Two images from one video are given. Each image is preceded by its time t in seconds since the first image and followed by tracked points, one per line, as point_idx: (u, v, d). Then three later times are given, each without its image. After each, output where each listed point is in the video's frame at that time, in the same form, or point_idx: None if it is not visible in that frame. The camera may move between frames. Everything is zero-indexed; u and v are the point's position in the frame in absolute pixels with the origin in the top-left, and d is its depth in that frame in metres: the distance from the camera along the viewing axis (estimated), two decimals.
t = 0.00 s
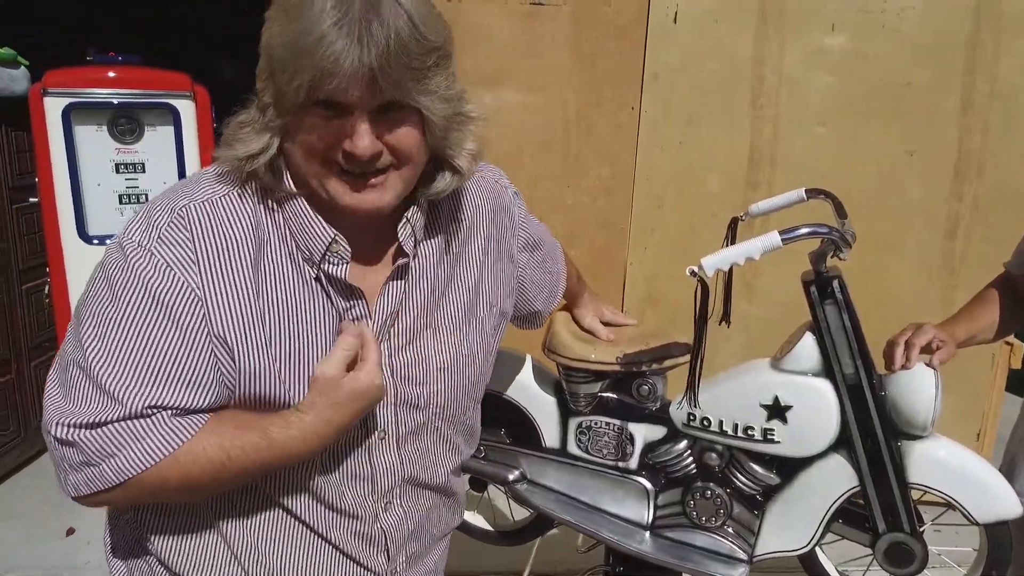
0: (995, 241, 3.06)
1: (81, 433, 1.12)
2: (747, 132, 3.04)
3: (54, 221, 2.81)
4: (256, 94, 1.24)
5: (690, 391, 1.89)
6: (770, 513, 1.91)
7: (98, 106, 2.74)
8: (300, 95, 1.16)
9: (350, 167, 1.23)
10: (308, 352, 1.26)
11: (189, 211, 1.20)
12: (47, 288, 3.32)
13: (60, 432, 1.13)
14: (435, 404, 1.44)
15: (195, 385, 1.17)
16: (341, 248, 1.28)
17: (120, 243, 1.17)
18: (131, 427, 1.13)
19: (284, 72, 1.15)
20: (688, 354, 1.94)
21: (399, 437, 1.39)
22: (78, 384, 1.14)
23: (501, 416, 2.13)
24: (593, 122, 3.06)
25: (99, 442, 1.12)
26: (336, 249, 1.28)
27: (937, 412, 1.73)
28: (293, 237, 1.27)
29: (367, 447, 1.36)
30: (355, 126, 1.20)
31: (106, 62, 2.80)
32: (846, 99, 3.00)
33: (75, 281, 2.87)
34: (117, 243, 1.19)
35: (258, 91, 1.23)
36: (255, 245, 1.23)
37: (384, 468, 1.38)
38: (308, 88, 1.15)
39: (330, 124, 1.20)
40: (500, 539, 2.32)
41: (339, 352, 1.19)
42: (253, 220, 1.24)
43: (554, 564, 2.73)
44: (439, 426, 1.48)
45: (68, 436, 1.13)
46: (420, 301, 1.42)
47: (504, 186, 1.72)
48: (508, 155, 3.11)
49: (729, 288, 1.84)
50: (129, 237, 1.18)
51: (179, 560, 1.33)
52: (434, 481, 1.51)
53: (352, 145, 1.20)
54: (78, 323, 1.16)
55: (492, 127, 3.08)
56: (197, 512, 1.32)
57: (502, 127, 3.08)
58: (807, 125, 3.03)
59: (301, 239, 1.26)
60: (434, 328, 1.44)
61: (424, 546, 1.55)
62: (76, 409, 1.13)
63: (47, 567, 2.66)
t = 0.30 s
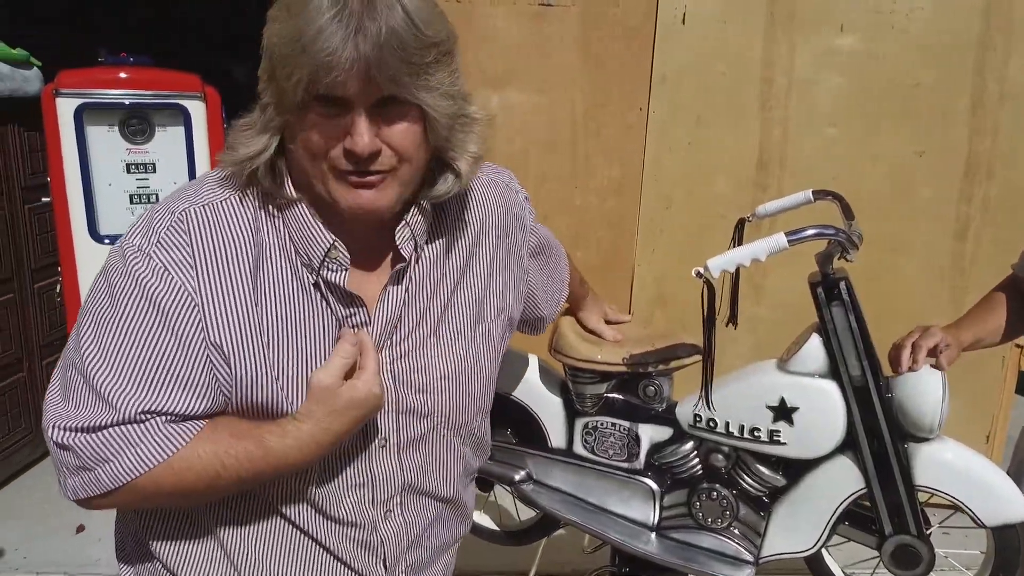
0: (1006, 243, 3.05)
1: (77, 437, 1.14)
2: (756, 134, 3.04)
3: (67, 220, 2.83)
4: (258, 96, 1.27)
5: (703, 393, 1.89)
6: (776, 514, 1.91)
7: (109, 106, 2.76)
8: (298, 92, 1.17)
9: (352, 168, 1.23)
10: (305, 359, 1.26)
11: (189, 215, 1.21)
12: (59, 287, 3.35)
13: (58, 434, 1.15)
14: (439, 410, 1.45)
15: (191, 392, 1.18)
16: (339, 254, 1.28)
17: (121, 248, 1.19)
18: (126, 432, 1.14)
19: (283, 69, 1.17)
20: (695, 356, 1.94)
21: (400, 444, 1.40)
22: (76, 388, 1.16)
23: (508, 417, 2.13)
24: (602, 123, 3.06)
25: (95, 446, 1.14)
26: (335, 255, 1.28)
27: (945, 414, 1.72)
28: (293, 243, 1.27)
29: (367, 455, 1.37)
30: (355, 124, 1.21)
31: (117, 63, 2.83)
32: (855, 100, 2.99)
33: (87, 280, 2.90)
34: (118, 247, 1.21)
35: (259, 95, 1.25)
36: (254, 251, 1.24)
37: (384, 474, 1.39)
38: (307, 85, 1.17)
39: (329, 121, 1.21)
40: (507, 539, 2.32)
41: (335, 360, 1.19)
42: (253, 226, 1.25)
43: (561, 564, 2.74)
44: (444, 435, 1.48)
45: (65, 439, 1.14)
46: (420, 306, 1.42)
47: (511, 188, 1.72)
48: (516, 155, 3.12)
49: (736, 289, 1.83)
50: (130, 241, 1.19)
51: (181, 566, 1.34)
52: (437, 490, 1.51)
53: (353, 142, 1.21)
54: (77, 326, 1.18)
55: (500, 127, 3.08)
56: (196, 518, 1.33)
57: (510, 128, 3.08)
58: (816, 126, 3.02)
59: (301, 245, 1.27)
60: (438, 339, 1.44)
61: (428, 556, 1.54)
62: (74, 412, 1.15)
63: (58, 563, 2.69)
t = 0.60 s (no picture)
0: (1014, 244, 3.03)
1: (104, 453, 1.15)
2: (763, 135, 3.04)
3: (77, 221, 2.86)
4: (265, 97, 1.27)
5: (701, 394, 1.89)
6: (780, 516, 1.91)
7: (119, 108, 2.78)
8: (312, 92, 1.18)
9: (367, 168, 1.25)
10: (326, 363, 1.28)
11: (201, 223, 1.22)
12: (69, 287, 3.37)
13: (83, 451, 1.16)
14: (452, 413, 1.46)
15: (216, 399, 1.19)
16: (354, 257, 1.31)
17: (135, 259, 1.20)
18: (153, 445, 1.15)
19: (295, 69, 1.17)
20: (699, 358, 1.95)
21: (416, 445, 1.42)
22: (98, 403, 1.16)
23: (513, 418, 2.14)
24: (608, 124, 3.06)
25: (125, 461, 1.15)
26: (348, 258, 1.30)
27: (953, 413, 1.72)
28: (307, 247, 1.29)
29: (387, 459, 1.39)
30: (370, 124, 1.22)
31: (127, 65, 2.84)
32: (863, 100, 2.98)
33: (97, 280, 2.92)
34: (131, 258, 1.21)
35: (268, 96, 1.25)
36: (267, 255, 1.25)
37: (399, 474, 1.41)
38: (320, 85, 1.17)
39: (343, 123, 1.22)
40: (513, 539, 2.33)
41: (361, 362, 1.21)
42: (265, 229, 1.27)
43: (565, 565, 2.74)
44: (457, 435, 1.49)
45: (91, 457, 1.15)
46: (434, 308, 1.43)
47: (515, 190, 1.73)
48: (522, 156, 3.12)
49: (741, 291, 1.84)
50: (143, 253, 1.20)
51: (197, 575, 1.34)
52: (449, 492, 1.51)
53: (367, 143, 1.22)
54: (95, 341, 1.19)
55: (508, 128, 3.09)
56: (208, 532, 1.32)
57: (518, 129, 3.09)
58: (823, 127, 3.01)
59: (315, 249, 1.29)
60: (449, 340, 1.45)
61: (436, 558, 1.54)
62: (99, 428, 1.15)
63: (66, 561, 2.71)
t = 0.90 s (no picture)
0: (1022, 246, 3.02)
1: (185, 434, 1.13)
2: (769, 136, 3.03)
3: (86, 222, 2.88)
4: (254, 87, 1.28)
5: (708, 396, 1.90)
6: (786, 519, 1.91)
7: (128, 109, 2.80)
8: (299, 88, 1.18)
9: (355, 163, 1.26)
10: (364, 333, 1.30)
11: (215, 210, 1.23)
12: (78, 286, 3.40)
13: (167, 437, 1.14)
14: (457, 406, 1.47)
15: (272, 372, 1.20)
16: (359, 237, 1.31)
17: (163, 247, 1.19)
18: (231, 421, 1.14)
19: (282, 64, 1.17)
20: (704, 360, 1.95)
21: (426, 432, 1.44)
22: (162, 387, 1.14)
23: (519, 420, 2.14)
24: (614, 124, 3.06)
25: (213, 441, 1.13)
26: (356, 239, 1.31)
27: (958, 417, 1.72)
28: (312, 232, 1.30)
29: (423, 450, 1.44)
30: (359, 121, 1.22)
31: (135, 66, 2.86)
32: (870, 101, 2.97)
33: (104, 279, 2.94)
34: (154, 247, 1.21)
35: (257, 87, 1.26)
36: (284, 237, 1.26)
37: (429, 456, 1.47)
38: (306, 81, 1.17)
39: (330, 121, 1.22)
40: (518, 540, 2.33)
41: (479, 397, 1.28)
42: (275, 214, 1.28)
43: (571, 566, 2.74)
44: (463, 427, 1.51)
45: (179, 437, 1.13)
46: (438, 296, 1.45)
47: (521, 194, 1.73)
48: (529, 157, 3.13)
49: (746, 292, 1.83)
50: (168, 240, 1.20)
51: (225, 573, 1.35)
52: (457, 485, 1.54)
53: (356, 139, 1.22)
54: (145, 328, 1.17)
55: (514, 129, 3.10)
56: (243, 546, 1.33)
57: (524, 130, 3.10)
58: (830, 128, 3.01)
59: (319, 232, 1.30)
60: (450, 330, 1.45)
61: (440, 555, 1.56)
62: (170, 413, 1.13)
63: (75, 560, 2.72)
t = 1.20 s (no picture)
0: None
1: (102, 450, 1.18)
2: (775, 137, 3.03)
3: (94, 223, 2.88)
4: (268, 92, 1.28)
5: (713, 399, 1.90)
6: (791, 521, 1.91)
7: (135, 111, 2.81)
8: (314, 91, 1.19)
9: (368, 172, 1.26)
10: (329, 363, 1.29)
11: (199, 221, 1.23)
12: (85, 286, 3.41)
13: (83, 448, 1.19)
14: (464, 413, 1.48)
15: (210, 400, 1.21)
16: (356, 256, 1.31)
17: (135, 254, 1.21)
18: (150, 445, 1.18)
19: (300, 66, 1.18)
20: (710, 362, 1.95)
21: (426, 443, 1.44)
22: (97, 400, 1.19)
23: (523, 421, 2.15)
24: (620, 126, 3.06)
25: (120, 463, 1.18)
26: (351, 257, 1.31)
27: (964, 421, 1.71)
28: (309, 246, 1.30)
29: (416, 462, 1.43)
30: (371, 128, 1.23)
31: (143, 67, 2.87)
32: (877, 103, 2.96)
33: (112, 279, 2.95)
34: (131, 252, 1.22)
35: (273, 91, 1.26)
36: (267, 256, 1.26)
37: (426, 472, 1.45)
38: (321, 84, 1.18)
39: (342, 128, 1.23)
40: (523, 540, 2.33)
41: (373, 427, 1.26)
42: (266, 227, 1.28)
43: (576, 567, 2.74)
44: (469, 435, 1.51)
45: (93, 454, 1.18)
46: (443, 308, 1.45)
47: (525, 195, 1.73)
48: (534, 158, 3.13)
49: (752, 294, 1.83)
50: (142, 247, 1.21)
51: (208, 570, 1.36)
52: (465, 494, 1.54)
53: (369, 146, 1.23)
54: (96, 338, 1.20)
55: (521, 130, 3.10)
56: (242, 541, 1.36)
57: (530, 130, 3.10)
58: (837, 130, 3.00)
59: (317, 247, 1.30)
60: (456, 338, 1.46)
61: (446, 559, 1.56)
62: (96, 422, 1.18)
63: (83, 558, 2.74)
